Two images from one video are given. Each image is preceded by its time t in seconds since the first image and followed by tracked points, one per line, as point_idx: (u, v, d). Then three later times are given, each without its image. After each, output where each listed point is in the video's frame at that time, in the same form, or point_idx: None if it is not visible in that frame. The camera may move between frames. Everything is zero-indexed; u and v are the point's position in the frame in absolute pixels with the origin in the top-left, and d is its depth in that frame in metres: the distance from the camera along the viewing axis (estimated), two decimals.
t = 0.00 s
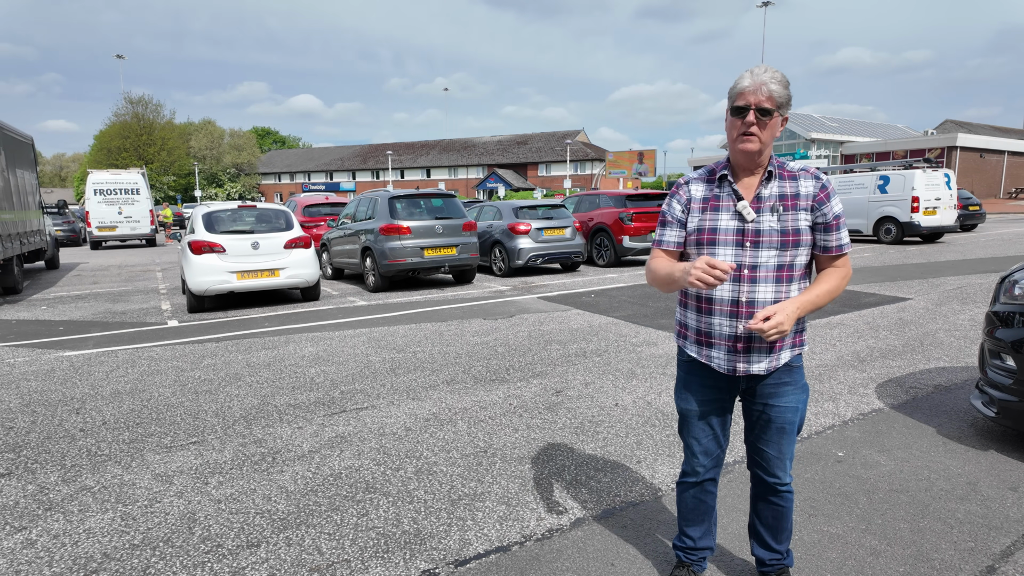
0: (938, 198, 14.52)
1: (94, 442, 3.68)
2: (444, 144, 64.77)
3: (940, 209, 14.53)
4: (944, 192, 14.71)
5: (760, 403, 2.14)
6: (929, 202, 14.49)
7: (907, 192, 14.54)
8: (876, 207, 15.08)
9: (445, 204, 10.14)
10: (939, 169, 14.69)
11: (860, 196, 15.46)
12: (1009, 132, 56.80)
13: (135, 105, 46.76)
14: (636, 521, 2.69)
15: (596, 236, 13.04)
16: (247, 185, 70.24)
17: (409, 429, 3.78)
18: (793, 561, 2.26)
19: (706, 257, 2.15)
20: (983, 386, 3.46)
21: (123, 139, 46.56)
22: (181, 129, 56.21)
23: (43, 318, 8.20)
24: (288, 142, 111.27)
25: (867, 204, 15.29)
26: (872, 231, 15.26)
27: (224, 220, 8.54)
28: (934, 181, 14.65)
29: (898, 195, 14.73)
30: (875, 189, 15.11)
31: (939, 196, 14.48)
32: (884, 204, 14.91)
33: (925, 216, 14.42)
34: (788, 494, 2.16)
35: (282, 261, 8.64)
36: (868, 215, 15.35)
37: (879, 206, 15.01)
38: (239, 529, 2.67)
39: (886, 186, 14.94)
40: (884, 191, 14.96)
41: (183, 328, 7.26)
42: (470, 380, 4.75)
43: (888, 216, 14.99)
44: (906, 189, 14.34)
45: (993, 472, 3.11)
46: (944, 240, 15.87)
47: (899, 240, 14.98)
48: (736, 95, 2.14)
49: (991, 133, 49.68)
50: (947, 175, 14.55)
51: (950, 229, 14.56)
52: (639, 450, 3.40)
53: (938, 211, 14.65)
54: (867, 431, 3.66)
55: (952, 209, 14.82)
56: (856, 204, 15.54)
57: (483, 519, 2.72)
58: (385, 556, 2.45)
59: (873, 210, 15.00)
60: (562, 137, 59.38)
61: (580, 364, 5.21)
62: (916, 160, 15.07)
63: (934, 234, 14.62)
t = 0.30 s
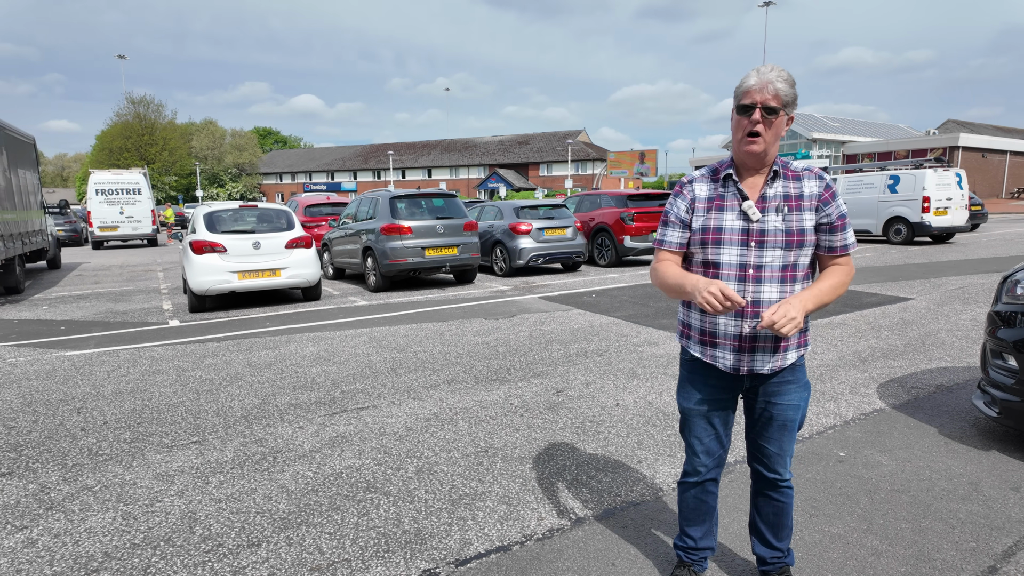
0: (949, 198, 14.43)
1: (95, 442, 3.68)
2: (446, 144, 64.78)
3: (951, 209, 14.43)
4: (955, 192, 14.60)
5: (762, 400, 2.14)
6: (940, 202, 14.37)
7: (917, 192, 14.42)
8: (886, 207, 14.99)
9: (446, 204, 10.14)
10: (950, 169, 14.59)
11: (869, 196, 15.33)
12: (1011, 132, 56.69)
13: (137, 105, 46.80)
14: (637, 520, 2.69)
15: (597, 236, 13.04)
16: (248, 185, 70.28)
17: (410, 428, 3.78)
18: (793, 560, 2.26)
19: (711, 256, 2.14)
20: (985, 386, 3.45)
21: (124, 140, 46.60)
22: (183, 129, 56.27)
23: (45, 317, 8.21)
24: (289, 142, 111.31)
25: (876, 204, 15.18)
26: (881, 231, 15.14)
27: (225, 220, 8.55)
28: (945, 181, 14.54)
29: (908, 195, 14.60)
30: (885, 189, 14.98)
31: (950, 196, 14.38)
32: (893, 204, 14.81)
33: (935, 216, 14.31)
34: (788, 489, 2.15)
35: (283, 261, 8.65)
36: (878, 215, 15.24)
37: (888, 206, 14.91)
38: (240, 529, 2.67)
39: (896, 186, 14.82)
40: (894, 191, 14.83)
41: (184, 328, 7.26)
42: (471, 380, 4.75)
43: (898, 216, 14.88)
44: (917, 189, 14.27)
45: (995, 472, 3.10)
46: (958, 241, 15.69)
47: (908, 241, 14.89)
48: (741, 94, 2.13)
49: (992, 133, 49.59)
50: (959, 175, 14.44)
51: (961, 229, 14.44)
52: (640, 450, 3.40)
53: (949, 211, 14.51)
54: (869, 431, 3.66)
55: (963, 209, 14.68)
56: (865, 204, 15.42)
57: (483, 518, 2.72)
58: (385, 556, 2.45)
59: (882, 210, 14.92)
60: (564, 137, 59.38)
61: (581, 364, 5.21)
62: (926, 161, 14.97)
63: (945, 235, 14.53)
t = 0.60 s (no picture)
0: (960, 198, 14.36)
1: (96, 441, 3.69)
2: (447, 144, 64.79)
3: (961, 209, 14.38)
4: (965, 191, 14.55)
5: (760, 402, 2.13)
6: (951, 202, 14.28)
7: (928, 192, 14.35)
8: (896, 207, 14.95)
9: (447, 204, 10.15)
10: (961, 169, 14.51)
11: (878, 196, 15.23)
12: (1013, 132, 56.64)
13: (138, 105, 46.85)
14: (637, 521, 2.69)
15: (598, 236, 13.04)
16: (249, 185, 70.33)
17: (410, 428, 3.78)
18: (793, 562, 2.26)
19: (708, 248, 2.14)
20: (985, 386, 3.45)
21: (125, 140, 46.65)
22: (184, 129, 56.33)
23: (46, 317, 8.22)
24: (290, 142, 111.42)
25: (885, 205, 15.09)
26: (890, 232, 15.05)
27: (226, 220, 8.56)
28: (957, 181, 14.45)
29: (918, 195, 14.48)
30: (895, 189, 14.88)
31: (960, 196, 14.32)
32: (903, 204, 14.74)
33: (946, 216, 14.25)
34: (790, 498, 2.15)
35: (284, 261, 8.66)
36: (886, 215, 15.14)
37: (898, 205, 14.83)
38: (241, 528, 2.67)
39: (906, 186, 14.75)
40: (903, 191, 14.75)
41: (185, 328, 7.27)
42: (471, 380, 4.75)
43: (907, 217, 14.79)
44: (926, 189, 14.22)
45: (995, 472, 3.10)
46: (967, 241, 15.72)
47: (918, 242, 14.80)
48: (730, 97, 2.14)
49: (993, 133, 49.53)
50: (970, 175, 14.37)
51: (971, 229, 14.45)
52: (640, 450, 3.40)
53: (960, 211, 14.45)
54: (869, 431, 3.66)
55: (973, 209, 14.68)
56: (874, 204, 15.31)
57: (484, 518, 2.72)
58: (385, 556, 2.45)
59: (891, 211, 14.85)
60: (565, 137, 59.39)
61: (581, 364, 5.21)
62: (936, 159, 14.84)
63: (955, 236, 14.51)
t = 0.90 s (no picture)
0: (968, 198, 14.29)
1: (93, 443, 3.69)
2: (447, 144, 64.79)
3: (970, 210, 14.33)
4: (974, 192, 14.48)
5: (748, 406, 2.13)
6: (959, 202, 14.20)
7: (937, 193, 14.25)
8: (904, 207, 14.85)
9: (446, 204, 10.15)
10: (969, 169, 14.43)
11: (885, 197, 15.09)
12: (1013, 132, 56.62)
13: (138, 106, 46.87)
14: (634, 523, 2.69)
15: (597, 236, 13.04)
16: (249, 185, 70.37)
17: (408, 430, 3.78)
18: (788, 564, 2.25)
19: (689, 257, 2.15)
20: (983, 388, 3.45)
21: (125, 140, 46.69)
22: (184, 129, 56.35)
23: (45, 318, 8.22)
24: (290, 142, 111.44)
25: (892, 205, 14.97)
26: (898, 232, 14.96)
27: (225, 221, 8.56)
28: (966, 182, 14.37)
29: (927, 195, 14.36)
30: (902, 189, 14.79)
31: (969, 197, 14.27)
32: (910, 204, 14.65)
33: (954, 217, 14.18)
34: (783, 499, 2.15)
35: (283, 262, 8.66)
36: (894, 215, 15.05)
37: (906, 205, 14.74)
38: (237, 531, 2.68)
39: (914, 186, 14.65)
40: (911, 191, 14.65)
41: (184, 329, 7.28)
42: (469, 381, 4.75)
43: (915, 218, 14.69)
44: (936, 190, 14.19)
45: (993, 474, 3.10)
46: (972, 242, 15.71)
47: (926, 243, 14.68)
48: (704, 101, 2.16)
49: (993, 133, 49.52)
50: (979, 175, 14.29)
51: (978, 230, 14.48)
52: (638, 452, 3.40)
53: (969, 212, 14.36)
54: (867, 433, 3.65)
55: (982, 208, 14.65)
56: (881, 204, 15.19)
57: (481, 521, 2.72)
58: (381, 558, 2.45)
59: (899, 212, 14.78)
60: (565, 137, 59.40)
61: (580, 365, 5.21)
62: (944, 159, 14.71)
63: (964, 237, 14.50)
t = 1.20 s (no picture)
0: (975, 199, 14.23)
1: (87, 446, 3.68)
2: (446, 145, 64.77)
3: (977, 211, 14.26)
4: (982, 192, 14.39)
5: (738, 408, 2.12)
6: (968, 203, 14.12)
7: (944, 194, 14.11)
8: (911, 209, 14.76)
9: (444, 205, 10.13)
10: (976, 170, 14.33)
11: (892, 197, 15.02)
12: (1013, 132, 56.64)
13: (136, 106, 46.85)
14: (629, 526, 2.69)
15: (595, 237, 13.03)
16: (248, 186, 70.34)
17: (403, 432, 3.78)
18: (790, 567, 2.21)
19: (669, 272, 2.14)
20: (980, 390, 3.45)
21: (124, 141, 46.66)
22: (183, 129, 56.32)
23: (41, 320, 8.21)
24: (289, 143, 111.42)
25: (899, 206, 14.90)
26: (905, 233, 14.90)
27: (222, 222, 8.55)
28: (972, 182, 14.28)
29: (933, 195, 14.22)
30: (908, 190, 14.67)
31: (977, 197, 14.21)
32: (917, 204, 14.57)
33: (963, 218, 14.08)
34: (788, 508, 2.11)
35: (279, 263, 8.65)
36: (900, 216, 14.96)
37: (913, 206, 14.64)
38: (230, 535, 2.67)
39: (920, 186, 14.51)
40: (919, 192, 14.54)
41: (180, 330, 7.27)
42: (465, 383, 4.75)
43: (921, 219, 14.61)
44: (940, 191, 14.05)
45: (990, 477, 3.10)
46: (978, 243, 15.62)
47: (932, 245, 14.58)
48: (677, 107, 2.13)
49: (990, 133, 49.53)
50: (986, 176, 14.21)
51: (986, 231, 14.40)
52: (634, 455, 3.40)
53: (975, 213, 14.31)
54: (864, 434, 3.66)
55: (989, 209, 14.53)
56: (888, 205, 15.14)
57: (475, 524, 2.71)
58: (375, 563, 2.45)
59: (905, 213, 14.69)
60: (564, 137, 59.39)
61: (577, 366, 5.21)
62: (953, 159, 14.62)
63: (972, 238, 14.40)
